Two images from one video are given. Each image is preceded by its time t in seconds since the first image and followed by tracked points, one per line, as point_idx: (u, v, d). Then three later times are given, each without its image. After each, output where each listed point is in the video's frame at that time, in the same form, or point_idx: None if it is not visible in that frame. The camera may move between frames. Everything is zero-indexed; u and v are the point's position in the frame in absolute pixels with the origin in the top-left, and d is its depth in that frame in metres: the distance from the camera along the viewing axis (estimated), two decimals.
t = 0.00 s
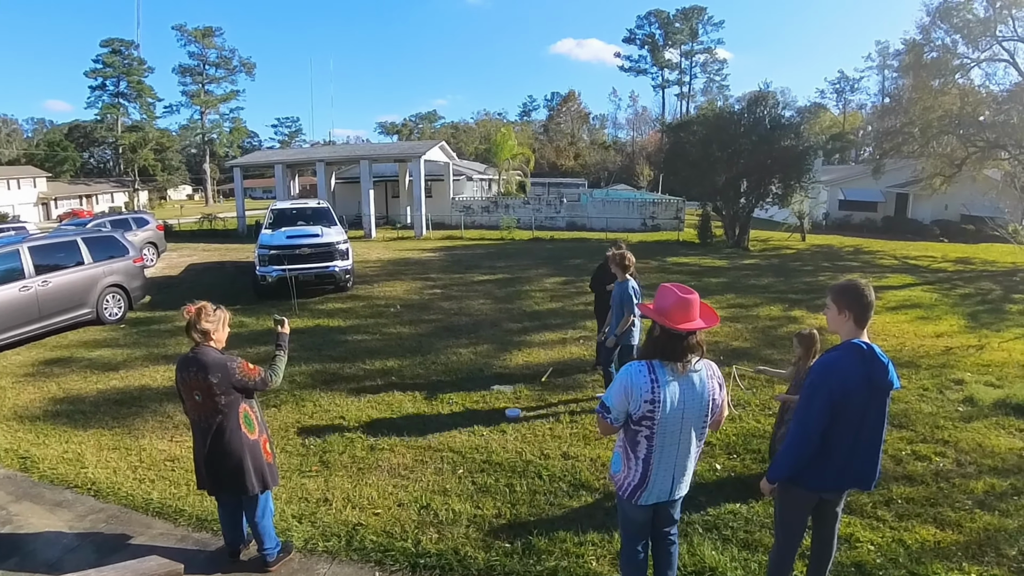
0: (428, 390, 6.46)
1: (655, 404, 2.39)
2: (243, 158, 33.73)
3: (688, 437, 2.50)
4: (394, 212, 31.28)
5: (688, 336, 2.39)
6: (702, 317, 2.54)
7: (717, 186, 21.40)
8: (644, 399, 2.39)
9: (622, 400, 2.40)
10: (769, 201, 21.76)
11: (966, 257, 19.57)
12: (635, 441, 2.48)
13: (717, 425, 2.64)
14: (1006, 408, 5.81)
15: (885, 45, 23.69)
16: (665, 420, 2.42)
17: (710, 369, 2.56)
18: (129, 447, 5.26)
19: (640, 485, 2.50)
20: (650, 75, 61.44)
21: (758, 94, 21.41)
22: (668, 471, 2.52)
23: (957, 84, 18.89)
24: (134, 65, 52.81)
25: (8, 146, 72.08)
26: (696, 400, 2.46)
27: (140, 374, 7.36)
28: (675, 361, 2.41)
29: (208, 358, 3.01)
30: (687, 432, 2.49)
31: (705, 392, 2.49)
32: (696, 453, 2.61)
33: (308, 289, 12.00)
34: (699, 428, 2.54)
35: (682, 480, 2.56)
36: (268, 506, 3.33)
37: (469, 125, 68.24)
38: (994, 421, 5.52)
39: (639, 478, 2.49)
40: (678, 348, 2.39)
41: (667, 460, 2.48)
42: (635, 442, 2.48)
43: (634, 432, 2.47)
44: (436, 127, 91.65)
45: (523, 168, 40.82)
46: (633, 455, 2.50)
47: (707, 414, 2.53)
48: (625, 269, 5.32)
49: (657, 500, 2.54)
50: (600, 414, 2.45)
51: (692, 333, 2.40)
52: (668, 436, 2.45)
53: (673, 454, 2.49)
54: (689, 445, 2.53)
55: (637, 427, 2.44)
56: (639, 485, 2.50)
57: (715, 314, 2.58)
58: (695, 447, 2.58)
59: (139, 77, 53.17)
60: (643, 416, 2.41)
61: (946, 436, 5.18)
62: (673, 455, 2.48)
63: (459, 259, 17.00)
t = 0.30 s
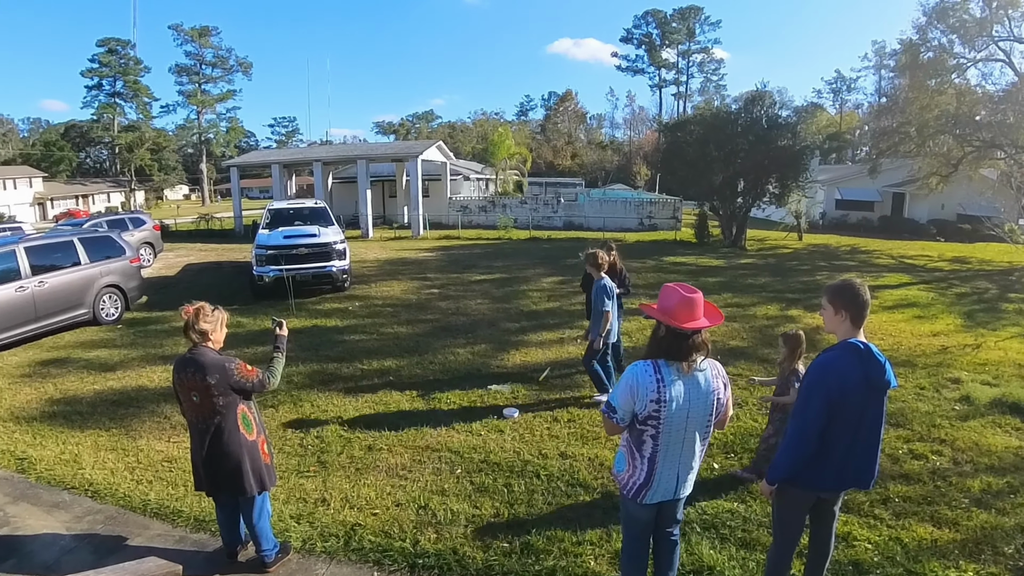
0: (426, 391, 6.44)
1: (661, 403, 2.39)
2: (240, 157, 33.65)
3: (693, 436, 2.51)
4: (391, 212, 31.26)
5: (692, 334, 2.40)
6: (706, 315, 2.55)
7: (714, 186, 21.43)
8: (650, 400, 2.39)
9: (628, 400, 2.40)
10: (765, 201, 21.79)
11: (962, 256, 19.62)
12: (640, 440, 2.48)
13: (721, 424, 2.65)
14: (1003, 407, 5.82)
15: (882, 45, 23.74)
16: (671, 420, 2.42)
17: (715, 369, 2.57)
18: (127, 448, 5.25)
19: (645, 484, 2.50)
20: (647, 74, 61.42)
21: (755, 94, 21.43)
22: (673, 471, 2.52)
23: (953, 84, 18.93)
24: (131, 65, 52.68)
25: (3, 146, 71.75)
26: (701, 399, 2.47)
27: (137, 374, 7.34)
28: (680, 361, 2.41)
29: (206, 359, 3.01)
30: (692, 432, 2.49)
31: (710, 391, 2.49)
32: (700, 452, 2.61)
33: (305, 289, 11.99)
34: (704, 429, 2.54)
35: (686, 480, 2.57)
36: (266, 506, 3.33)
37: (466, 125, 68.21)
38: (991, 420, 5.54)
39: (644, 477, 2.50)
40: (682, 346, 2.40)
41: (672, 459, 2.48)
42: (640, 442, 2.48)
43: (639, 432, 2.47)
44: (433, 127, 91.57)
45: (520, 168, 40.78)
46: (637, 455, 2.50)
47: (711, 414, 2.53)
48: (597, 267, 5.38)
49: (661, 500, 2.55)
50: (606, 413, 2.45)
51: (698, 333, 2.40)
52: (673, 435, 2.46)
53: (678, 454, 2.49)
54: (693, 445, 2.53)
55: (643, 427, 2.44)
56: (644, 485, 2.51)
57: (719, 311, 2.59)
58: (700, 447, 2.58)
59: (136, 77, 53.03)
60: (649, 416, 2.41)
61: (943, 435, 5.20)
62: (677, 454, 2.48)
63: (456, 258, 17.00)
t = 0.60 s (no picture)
0: (424, 391, 6.42)
1: (666, 405, 2.39)
2: (238, 157, 33.62)
3: (697, 437, 2.50)
4: (388, 211, 31.22)
5: (696, 331, 2.40)
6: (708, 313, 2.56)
7: (712, 185, 21.45)
8: (656, 401, 2.39)
9: (634, 401, 2.40)
10: (763, 200, 21.82)
11: (959, 255, 19.66)
12: (644, 441, 2.48)
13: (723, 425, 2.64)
14: (1000, 406, 5.83)
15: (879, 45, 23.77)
16: (676, 421, 2.42)
17: (719, 370, 2.56)
18: (124, 448, 5.24)
19: (648, 484, 2.50)
20: (645, 74, 61.39)
21: (752, 93, 21.45)
22: (677, 472, 2.51)
23: (950, 83, 18.96)
24: (128, 64, 52.58)
25: None
26: (706, 400, 2.46)
27: (134, 374, 7.32)
28: (684, 361, 2.41)
29: (203, 360, 3.00)
30: (696, 433, 2.49)
31: (715, 392, 2.48)
32: (704, 453, 2.61)
33: (303, 289, 11.98)
34: (708, 430, 2.53)
35: (689, 481, 2.56)
36: (263, 507, 3.32)
37: (464, 124, 68.20)
38: (988, 418, 5.55)
39: (647, 477, 2.49)
40: (686, 346, 2.40)
41: (676, 460, 2.48)
42: (644, 442, 2.48)
43: (644, 432, 2.47)
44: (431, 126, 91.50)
45: (518, 167, 40.74)
46: (641, 456, 2.50)
47: (716, 415, 2.53)
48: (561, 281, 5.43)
49: (663, 501, 2.55)
50: (611, 415, 2.45)
51: (700, 334, 2.40)
52: (676, 436, 2.46)
53: (681, 454, 2.49)
54: (697, 446, 2.53)
55: (647, 427, 2.44)
56: (646, 484, 2.50)
57: (721, 309, 2.59)
58: (704, 449, 2.58)
59: (133, 76, 52.87)
60: (654, 417, 2.41)
61: (940, 434, 5.21)
62: (680, 455, 2.48)
63: (454, 258, 17.00)
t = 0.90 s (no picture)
0: (422, 390, 6.41)
1: (670, 407, 2.38)
2: (236, 157, 33.51)
3: (701, 439, 2.50)
4: (386, 211, 31.18)
5: (699, 330, 2.40)
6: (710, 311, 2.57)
7: (710, 185, 21.45)
8: (660, 403, 2.38)
9: (638, 402, 2.39)
10: (760, 200, 21.83)
11: (956, 254, 19.69)
12: (647, 443, 2.47)
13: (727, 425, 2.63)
14: (998, 405, 5.83)
15: (877, 44, 23.77)
16: (680, 424, 2.41)
17: (725, 369, 2.54)
18: (121, 448, 5.22)
19: (651, 486, 2.49)
20: (643, 73, 61.32)
21: (750, 93, 21.46)
22: (680, 473, 2.51)
23: (948, 82, 18.96)
24: (125, 63, 52.45)
25: None
26: (710, 401, 2.45)
27: (131, 374, 7.30)
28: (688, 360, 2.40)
29: (200, 360, 2.99)
30: (701, 434, 2.48)
31: (720, 393, 2.47)
32: (707, 454, 2.60)
33: (300, 288, 11.95)
34: (712, 432, 2.52)
35: (692, 482, 2.56)
36: (260, 508, 3.31)
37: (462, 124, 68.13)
38: (986, 417, 5.55)
39: (650, 478, 2.48)
40: (689, 345, 2.39)
41: (679, 461, 2.47)
42: (648, 443, 2.47)
43: (647, 434, 2.46)
44: (429, 125, 91.42)
45: (516, 166, 40.71)
46: (645, 456, 2.49)
47: (720, 417, 2.51)
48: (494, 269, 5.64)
49: (667, 502, 2.54)
50: (615, 415, 2.45)
51: (704, 333, 2.39)
52: (680, 437, 2.45)
53: (685, 456, 2.48)
54: (701, 447, 2.52)
55: (652, 429, 2.44)
56: (649, 486, 2.49)
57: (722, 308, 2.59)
58: (707, 450, 2.57)
59: (130, 76, 52.76)
60: (658, 418, 2.41)
61: (938, 433, 5.21)
62: (685, 456, 2.48)
63: (452, 257, 16.99)
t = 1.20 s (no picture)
0: (420, 390, 6.41)
1: (676, 408, 2.38)
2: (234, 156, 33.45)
3: (707, 440, 2.49)
4: (384, 210, 31.15)
5: (704, 331, 2.38)
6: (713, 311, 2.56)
7: (708, 184, 21.45)
8: (666, 403, 2.37)
9: (644, 403, 2.38)
10: (759, 199, 21.83)
11: (954, 253, 19.72)
12: (653, 444, 2.47)
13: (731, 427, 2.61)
14: (996, 404, 5.83)
15: (875, 44, 23.79)
16: (685, 424, 2.41)
17: (730, 370, 2.53)
18: (120, 448, 5.21)
19: (657, 487, 2.48)
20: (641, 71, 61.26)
21: (748, 92, 21.47)
22: (686, 475, 2.50)
23: (946, 82, 18.97)
24: (123, 62, 52.36)
25: None
26: (716, 402, 2.44)
27: (129, 374, 7.28)
28: (692, 360, 2.40)
29: (200, 360, 2.98)
30: (707, 435, 2.48)
31: (725, 394, 2.46)
32: (712, 455, 2.60)
33: (298, 288, 11.93)
34: (716, 433, 2.51)
35: (697, 484, 2.56)
36: (259, 508, 3.31)
37: (460, 123, 68.09)
38: (984, 417, 5.56)
39: (657, 480, 2.47)
40: (694, 346, 2.38)
41: (685, 462, 2.47)
42: (654, 445, 2.47)
43: (653, 435, 2.46)
44: (427, 124, 91.36)
45: (515, 166, 40.67)
46: (650, 457, 2.48)
47: (725, 418, 2.50)
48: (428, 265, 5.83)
49: (671, 503, 2.53)
50: (620, 416, 2.44)
51: (710, 333, 2.38)
52: (685, 438, 2.44)
53: (690, 457, 2.48)
54: (707, 448, 2.52)
55: (657, 430, 2.43)
56: (655, 487, 2.48)
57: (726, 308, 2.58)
58: (713, 451, 2.56)
59: (128, 75, 52.67)
60: (664, 419, 2.40)
61: (936, 432, 5.21)
62: (691, 457, 2.47)
63: (450, 257, 16.99)
